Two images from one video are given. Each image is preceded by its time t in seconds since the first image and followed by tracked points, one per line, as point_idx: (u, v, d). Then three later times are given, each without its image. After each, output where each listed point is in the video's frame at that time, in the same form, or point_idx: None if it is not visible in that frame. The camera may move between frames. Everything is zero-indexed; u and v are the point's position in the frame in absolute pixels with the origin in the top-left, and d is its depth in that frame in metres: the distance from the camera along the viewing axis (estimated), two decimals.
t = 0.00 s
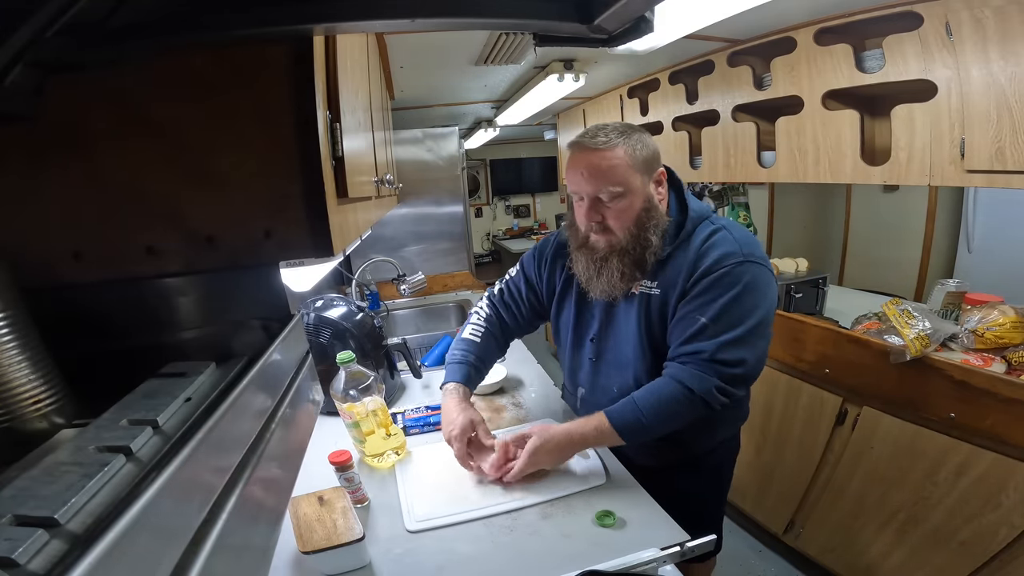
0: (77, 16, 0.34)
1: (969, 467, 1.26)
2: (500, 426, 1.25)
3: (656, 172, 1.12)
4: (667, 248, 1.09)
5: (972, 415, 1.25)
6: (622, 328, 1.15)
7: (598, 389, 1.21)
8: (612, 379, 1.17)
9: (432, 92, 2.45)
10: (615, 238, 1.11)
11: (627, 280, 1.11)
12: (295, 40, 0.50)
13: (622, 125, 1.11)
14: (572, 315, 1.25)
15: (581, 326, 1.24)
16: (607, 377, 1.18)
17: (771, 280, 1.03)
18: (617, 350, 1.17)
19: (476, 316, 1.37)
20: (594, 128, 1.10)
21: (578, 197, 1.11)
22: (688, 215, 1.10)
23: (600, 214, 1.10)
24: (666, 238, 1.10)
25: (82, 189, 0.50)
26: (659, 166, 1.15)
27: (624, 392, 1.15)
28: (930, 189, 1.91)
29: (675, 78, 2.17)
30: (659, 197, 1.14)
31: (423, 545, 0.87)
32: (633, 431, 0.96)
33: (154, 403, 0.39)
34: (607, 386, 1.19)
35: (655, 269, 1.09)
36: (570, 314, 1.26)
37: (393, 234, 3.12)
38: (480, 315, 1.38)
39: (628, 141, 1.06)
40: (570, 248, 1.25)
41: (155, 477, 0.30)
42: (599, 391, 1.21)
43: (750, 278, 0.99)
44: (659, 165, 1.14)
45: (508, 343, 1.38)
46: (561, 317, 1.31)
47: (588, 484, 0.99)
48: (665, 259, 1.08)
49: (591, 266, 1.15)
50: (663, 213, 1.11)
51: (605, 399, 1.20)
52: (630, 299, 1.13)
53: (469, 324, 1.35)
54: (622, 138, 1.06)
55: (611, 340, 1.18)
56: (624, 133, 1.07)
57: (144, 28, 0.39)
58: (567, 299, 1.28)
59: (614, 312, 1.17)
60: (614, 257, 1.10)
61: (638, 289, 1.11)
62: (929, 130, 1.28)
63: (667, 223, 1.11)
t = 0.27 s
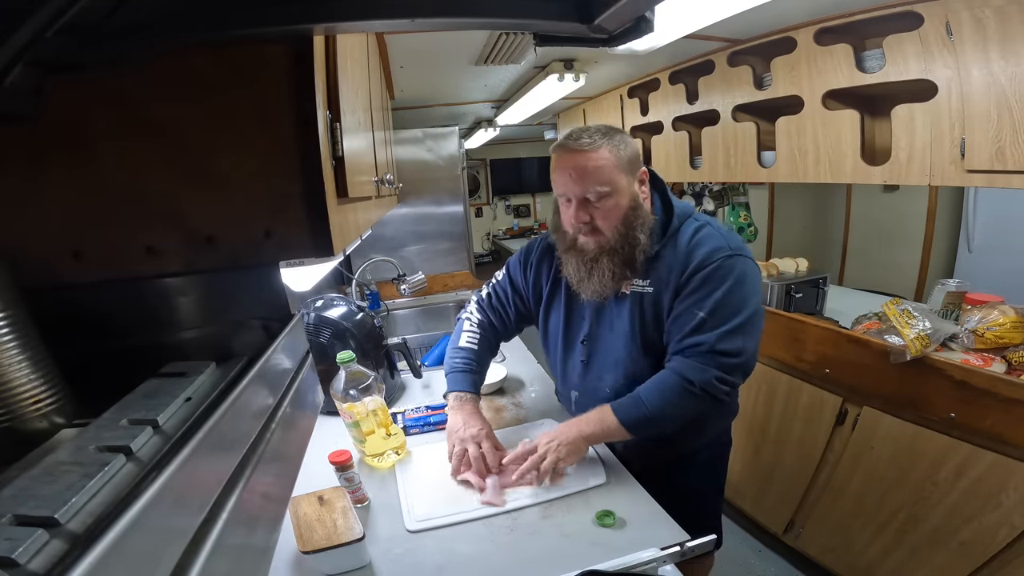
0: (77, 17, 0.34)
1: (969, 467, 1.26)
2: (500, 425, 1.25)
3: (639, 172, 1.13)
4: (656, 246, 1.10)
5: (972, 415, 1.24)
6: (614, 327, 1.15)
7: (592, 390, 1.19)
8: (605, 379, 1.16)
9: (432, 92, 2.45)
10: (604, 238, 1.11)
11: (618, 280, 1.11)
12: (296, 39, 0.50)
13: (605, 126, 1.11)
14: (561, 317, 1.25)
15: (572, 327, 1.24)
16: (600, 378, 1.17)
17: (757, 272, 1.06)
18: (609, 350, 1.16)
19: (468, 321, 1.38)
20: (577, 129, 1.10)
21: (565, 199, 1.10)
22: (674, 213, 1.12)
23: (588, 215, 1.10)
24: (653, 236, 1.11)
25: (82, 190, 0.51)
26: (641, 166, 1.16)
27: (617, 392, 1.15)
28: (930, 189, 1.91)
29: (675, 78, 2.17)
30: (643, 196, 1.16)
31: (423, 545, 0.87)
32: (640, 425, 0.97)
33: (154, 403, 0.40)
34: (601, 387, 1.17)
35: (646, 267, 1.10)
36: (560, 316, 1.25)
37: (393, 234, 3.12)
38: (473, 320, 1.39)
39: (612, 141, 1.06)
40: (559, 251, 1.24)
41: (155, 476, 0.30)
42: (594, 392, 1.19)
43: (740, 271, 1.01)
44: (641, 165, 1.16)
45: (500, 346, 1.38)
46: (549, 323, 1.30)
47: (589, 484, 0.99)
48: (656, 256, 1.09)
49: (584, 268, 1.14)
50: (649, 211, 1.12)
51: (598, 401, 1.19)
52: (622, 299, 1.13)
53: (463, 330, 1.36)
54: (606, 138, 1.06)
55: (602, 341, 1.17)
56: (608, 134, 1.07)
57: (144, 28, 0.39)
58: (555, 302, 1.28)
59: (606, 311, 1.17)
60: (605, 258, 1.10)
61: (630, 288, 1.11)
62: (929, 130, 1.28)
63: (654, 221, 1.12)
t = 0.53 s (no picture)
0: (78, 16, 0.34)
1: (969, 467, 1.26)
2: (500, 425, 1.25)
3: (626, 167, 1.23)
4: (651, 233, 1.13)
5: (972, 415, 1.24)
6: (607, 327, 1.16)
7: (589, 390, 1.20)
8: (601, 379, 1.17)
9: (432, 92, 2.45)
10: (603, 223, 1.15)
11: (625, 263, 1.11)
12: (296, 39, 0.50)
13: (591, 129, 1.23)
14: (555, 319, 1.26)
15: (565, 328, 1.25)
16: (596, 378, 1.18)
17: (743, 269, 1.04)
18: (604, 349, 1.16)
19: (466, 332, 1.36)
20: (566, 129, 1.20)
21: (563, 187, 1.16)
22: (659, 210, 1.14)
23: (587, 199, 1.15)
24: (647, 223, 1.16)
25: (83, 189, 0.51)
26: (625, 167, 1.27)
27: (613, 392, 1.15)
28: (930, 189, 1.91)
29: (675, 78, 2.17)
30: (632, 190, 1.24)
31: (423, 545, 0.87)
32: (620, 427, 0.98)
33: (154, 403, 0.40)
34: (597, 386, 1.18)
35: (637, 258, 1.11)
36: (553, 321, 1.27)
37: (393, 234, 3.12)
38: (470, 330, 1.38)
39: (600, 133, 1.17)
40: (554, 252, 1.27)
41: (155, 477, 0.30)
42: (590, 392, 1.20)
43: (721, 267, 1.00)
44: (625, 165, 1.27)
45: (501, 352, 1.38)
46: (543, 324, 1.32)
47: (589, 484, 0.99)
48: (642, 250, 1.11)
49: (585, 260, 1.13)
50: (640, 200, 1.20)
51: (595, 400, 1.19)
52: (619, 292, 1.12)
53: (461, 340, 1.35)
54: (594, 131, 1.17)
55: (597, 341, 1.18)
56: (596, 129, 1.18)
57: (144, 28, 0.39)
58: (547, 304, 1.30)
59: (596, 311, 1.18)
60: (608, 241, 1.13)
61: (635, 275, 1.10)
62: (929, 130, 1.28)
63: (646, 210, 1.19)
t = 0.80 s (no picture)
0: (77, 16, 0.34)
1: (969, 467, 1.26)
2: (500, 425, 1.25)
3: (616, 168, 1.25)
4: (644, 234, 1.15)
5: (972, 415, 1.24)
6: (601, 331, 1.16)
7: (583, 395, 1.20)
8: (595, 384, 1.17)
9: (432, 92, 2.45)
10: (596, 223, 1.16)
11: (621, 264, 1.11)
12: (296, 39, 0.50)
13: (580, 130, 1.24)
14: (548, 324, 1.26)
15: (560, 333, 1.25)
16: (591, 383, 1.18)
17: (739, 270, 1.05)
18: (597, 354, 1.17)
19: (456, 327, 1.40)
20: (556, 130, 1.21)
21: (556, 188, 1.16)
22: (653, 212, 1.14)
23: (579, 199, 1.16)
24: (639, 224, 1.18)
25: (83, 189, 0.51)
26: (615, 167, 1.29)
27: (608, 396, 1.15)
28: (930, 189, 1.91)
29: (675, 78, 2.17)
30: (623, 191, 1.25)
31: (423, 545, 0.87)
32: (624, 432, 0.96)
33: (154, 403, 0.40)
34: (592, 391, 1.18)
35: (632, 260, 1.11)
36: (546, 326, 1.27)
37: (392, 234, 3.12)
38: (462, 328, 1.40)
39: (591, 134, 1.18)
40: (548, 255, 1.26)
41: (155, 477, 0.30)
42: (585, 397, 1.20)
43: (719, 270, 1.01)
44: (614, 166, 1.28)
45: (491, 352, 1.38)
46: (535, 328, 1.32)
47: (589, 484, 0.99)
48: (636, 253, 1.12)
49: (579, 262, 1.15)
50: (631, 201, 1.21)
51: (590, 405, 1.19)
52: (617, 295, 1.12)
53: (451, 335, 1.38)
54: (585, 131, 1.18)
55: (591, 345, 1.18)
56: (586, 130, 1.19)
57: (144, 28, 0.39)
58: (539, 308, 1.30)
59: (590, 315, 1.19)
60: (600, 242, 1.14)
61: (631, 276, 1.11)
62: (929, 130, 1.28)
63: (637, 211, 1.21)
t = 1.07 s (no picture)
0: (77, 16, 0.34)
1: (969, 467, 1.26)
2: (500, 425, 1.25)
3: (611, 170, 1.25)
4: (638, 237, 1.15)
5: (972, 415, 1.24)
6: (595, 336, 1.16)
7: (579, 399, 1.20)
8: (591, 389, 1.17)
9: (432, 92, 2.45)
10: (590, 224, 1.16)
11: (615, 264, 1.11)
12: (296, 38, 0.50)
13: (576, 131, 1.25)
14: (542, 329, 1.26)
15: (554, 338, 1.25)
16: (586, 388, 1.18)
17: (731, 274, 1.04)
18: (591, 360, 1.17)
19: (452, 335, 1.38)
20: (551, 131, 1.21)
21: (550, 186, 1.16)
22: (645, 215, 1.14)
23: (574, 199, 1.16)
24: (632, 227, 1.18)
25: (83, 190, 0.51)
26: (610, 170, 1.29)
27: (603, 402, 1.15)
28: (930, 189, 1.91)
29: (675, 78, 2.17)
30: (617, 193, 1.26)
31: (423, 545, 0.87)
32: (606, 436, 0.97)
33: (154, 403, 0.40)
34: (587, 396, 1.18)
35: (624, 262, 1.11)
36: (540, 330, 1.27)
37: (393, 234, 3.12)
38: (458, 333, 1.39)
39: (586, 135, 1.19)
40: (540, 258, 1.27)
41: (155, 477, 0.30)
42: (580, 401, 1.20)
43: (710, 274, 1.00)
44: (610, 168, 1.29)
45: (490, 355, 1.38)
46: (530, 332, 1.32)
47: (588, 484, 0.99)
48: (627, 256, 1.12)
49: (572, 263, 1.14)
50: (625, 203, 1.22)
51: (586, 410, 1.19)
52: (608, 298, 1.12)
53: (448, 344, 1.36)
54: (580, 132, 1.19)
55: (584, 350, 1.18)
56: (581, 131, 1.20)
57: (144, 28, 0.39)
58: (534, 312, 1.30)
59: (583, 320, 1.19)
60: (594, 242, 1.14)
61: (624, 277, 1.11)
62: (929, 130, 1.28)
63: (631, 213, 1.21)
